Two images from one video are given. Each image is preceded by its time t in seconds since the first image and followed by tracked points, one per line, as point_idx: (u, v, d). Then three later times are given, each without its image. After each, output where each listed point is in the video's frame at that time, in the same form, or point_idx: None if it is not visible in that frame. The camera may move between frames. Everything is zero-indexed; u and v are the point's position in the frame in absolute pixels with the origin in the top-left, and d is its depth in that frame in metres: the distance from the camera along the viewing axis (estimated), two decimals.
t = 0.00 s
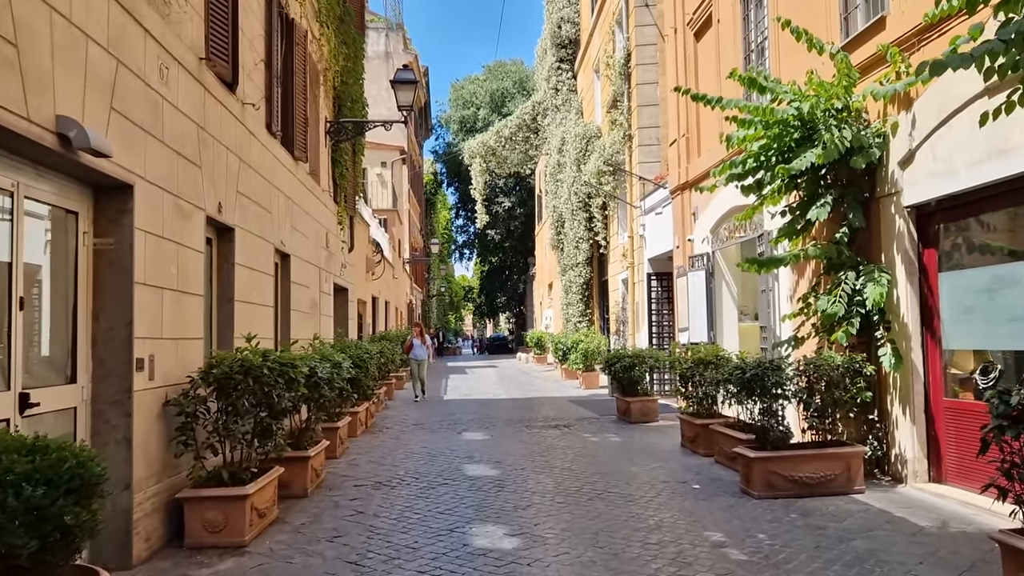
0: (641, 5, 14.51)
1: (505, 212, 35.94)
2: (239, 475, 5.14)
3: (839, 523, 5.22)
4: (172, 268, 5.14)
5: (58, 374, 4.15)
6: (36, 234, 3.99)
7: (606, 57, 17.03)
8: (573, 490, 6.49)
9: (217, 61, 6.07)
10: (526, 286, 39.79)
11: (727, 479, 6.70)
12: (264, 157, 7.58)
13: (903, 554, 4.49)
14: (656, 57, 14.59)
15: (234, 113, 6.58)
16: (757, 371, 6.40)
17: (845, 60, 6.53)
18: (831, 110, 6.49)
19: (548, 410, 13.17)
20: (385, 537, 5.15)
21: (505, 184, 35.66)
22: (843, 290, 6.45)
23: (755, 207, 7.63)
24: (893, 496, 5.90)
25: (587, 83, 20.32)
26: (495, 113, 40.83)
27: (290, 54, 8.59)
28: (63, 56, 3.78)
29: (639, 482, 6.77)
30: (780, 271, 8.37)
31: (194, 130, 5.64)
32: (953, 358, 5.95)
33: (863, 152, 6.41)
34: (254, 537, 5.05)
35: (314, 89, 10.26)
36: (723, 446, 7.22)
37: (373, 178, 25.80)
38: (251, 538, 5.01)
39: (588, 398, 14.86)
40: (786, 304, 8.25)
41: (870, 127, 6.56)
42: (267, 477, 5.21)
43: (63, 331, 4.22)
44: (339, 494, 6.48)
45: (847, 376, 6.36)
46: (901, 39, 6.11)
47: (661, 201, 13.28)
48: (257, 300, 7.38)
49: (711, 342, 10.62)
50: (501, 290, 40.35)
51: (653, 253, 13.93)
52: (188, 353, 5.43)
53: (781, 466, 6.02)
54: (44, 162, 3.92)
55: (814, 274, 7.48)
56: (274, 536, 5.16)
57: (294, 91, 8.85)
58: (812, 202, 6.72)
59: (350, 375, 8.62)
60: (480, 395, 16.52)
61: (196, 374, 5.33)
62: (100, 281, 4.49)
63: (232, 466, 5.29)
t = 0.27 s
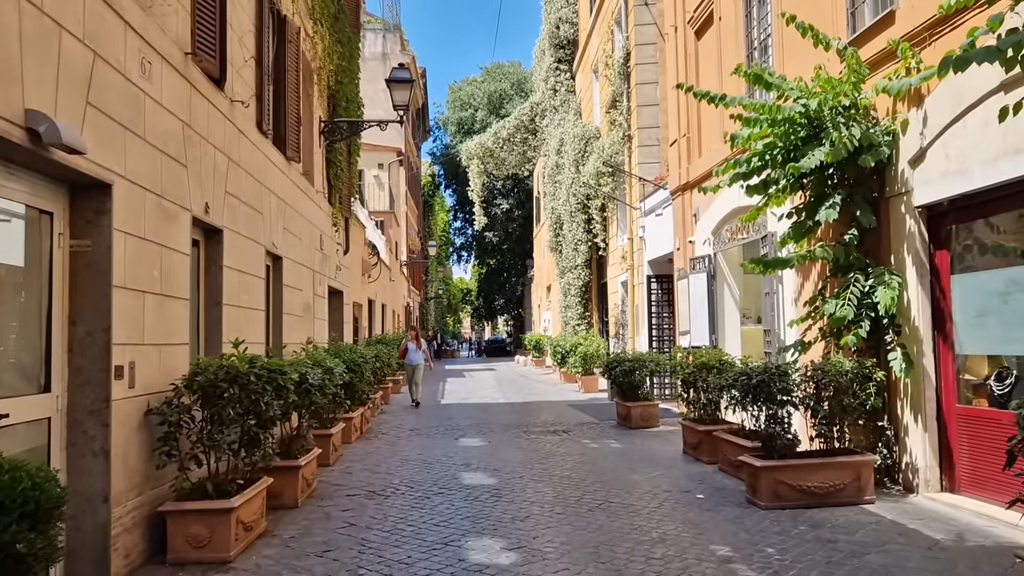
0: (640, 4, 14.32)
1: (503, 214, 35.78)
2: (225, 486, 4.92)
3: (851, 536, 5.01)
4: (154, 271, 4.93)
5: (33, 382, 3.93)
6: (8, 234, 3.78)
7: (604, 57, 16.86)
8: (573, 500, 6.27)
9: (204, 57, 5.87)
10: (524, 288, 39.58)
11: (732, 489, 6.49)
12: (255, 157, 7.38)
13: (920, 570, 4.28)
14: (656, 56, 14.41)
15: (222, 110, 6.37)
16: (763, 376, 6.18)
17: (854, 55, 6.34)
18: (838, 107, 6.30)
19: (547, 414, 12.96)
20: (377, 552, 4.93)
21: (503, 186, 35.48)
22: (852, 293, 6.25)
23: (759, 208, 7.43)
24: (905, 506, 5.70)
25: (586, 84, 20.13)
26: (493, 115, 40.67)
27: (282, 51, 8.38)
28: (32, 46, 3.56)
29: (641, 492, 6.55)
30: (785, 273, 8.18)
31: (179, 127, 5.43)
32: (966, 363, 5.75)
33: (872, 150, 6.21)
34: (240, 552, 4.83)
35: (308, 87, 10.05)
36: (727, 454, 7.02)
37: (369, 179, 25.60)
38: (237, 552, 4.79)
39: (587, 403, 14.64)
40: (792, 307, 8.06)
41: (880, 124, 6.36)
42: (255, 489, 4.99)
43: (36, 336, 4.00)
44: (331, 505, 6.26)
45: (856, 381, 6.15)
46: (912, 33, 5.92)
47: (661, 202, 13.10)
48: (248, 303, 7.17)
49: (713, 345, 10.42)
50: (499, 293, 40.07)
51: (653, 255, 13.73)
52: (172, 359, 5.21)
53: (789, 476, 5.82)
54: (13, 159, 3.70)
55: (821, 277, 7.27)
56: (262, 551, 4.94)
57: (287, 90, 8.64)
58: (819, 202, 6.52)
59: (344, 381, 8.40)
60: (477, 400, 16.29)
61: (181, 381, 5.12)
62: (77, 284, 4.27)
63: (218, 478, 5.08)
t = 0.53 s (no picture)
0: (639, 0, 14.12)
1: (501, 214, 35.57)
2: (206, 494, 4.69)
3: (861, 544, 4.79)
4: (132, 268, 4.70)
5: None
6: None
7: (603, 55, 16.66)
8: (571, 506, 6.05)
9: (188, 46, 5.65)
10: (523, 290, 39.35)
11: (736, 494, 6.27)
12: (243, 151, 7.16)
13: None
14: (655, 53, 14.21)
15: (207, 102, 6.15)
16: (769, 378, 5.95)
17: (861, 45, 6.13)
18: (845, 99, 6.09)
19: (545, 417, 12.74)
20: (365, 561, 4.71)
21: (501, 187, 35.30)
22: (861, 291, 6.03)
23: (763, 204, 7.22)
24: (916, 513, 5.48)
25: (584, 82, 19.95)
26: (491, 115, 40.47)
27: (273, 44, 8.17)
28: None
29: (642, 497, 6.33)
30: (790, 269, 7.98)
31: (161, 119, 5.21)
32: (979, 364, 5.54)
33: (880, 143, 6.01)
34: (222, 562, 4.60)
35: (300, 83, 9.84)
36: (730, 457, 6.80)
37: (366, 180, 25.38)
38: (218, 563, 4.56)
39: (586, 405, 14.43)
40: (796, 306, 7.87)
41: (888, 117, 6.14)
42: (238, 495, 4.77)
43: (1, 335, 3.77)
44: (320, 511, 6.04)
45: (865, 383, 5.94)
46: (922, 21, 5.72)
47: (660, 200, 12.89)
48: (236, 302, 6.95)
49: (714, 346, 10.21)
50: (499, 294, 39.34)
51: (653, 254, 13.52)
52: (152, 360, 4.98)
53: (796, 481, 5.60)
54: None
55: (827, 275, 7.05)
56: (245, 560, 4.72)
57: (277, 83, 8.41)
58: (826, 197, 6.31)
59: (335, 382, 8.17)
60: (475, 401, 16.07)
61: (160, 383, 4.89)
62: (47, 281, 4.04)
63: (199, 484, 4.85)
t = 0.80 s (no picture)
0: None
1: (500, 216, 35.39)
2: (188, 506, 4.47)
3: (873, 560, 4.58)
4: (109, 271, 4.49)
5: None
6: None
7: (603, 54, 16.46)
8: (570, 517, 5.83)
9: (171, 40, 5.43)
10: (522, 292, 39.15)
11: (741, 504, 6.05)
12: (231, 150, 6.95)
13: None
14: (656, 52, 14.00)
15: (193, 99, 5.94)
16: (774, 385, 5.73)
17: (871, 39, 5.93)
18: (854, 95, 5.88)
19: (544, 421, 12.53)
20: None
21: (500, 189, 35.10)
22: (871, 294, 5.80)
23: (767, 205, 7.01)
24: (929, 525, 5.26)
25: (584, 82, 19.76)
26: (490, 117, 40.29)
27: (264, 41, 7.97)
28: None
29: (643, 507, 6.11)
30: (794, 271, 7.79)
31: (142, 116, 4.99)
32: (994, 370, 5.32)
33: (890, 141, 5.80)
34: None
35: (293, 81, 9.63)
36: (734, 466, 6.58)
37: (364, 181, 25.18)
38: None
39: (585, 409, 14.21)
40: (801, 309, 7.68)
41: (898, 114, 5.93)
42: (220, 509, 4.55)
43: None
44: (309, 523, 5.81)
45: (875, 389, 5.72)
46: (934, 14, 5.52)
47: (661, 201, 12.68)
48: (224, 305, 6.73)
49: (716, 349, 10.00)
50: (497, 296, 39.33)
51: (653, 256, 13.31)
52: (131, 367, 4.77)
53: (803, 492, 5.39)
54: None
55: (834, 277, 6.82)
56: None
57: (268, 81, 8.19)
58: (834, 197, 6.09)
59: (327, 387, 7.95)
60: (472, 405, 15.85)
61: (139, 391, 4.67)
62: (16, 284, 3.83)
63: (181, 497, 4.64)
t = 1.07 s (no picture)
0: None
1: (500, 216, 35.23)
2: (171, 512, 4.27)
3: (888, 568, 4.37)
4: (89, 266, 4.29)
5: None
6: None
7: (603, 51, 16.27)
8: (571, 523, 5.63)
9: (157, 27, 5.23)
10: (522, 292, 38.96)
11: (748, 509, 5.85)
12: (222, 143, 6.75)
13: None
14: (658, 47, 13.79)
15: (180, 89, 5.74)
16: (783, 385, 5.53)
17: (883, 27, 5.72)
18: (865, 85, 5.68)
19: (544, 422, 12.33)
20: None
21: (500, 188, 34.90)
22: (883, 291, 5.60)
23: (774, 200, 6.83)
24: (944, 531, 5.06)
25: (584, 80, 19.57)
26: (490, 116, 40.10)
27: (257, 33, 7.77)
28: None
29: (647, 512, 5.91)
30: (802, 268, 7.60)
31: (125, 105, 4.80)
32: (1012, 370, 5.12)
33: (903, 132, 5.60)
34: None
35: (288, 75, 9.43)
36: (740, 468, 6.38)
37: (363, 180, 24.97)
38: None
39: (586, 410, 14.01)
40: (808, 307, 7.49)
41: (910, 104, 5.73)
42: (206, 515, 4.35)
43: None
44: (300, 529, 5.61)
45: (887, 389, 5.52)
46: None
47: (663, 199, 12.48)
48: (215, 303, 6.54)
49: (720, 349, 9.80)
50: (497, 296, 39.21)
51: (655, 255, 13.11)
52: (113, 367, 4.57)
53: (813, 496, 5.19)
54: None
55: (844, 274, 6.62)
56: None
57: (261, 74, 7.99)
58: (844, 190, 5.90)
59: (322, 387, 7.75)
60: (472, 406, 15.66)
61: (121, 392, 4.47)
62: None
63: (165, 503, 4.43)
